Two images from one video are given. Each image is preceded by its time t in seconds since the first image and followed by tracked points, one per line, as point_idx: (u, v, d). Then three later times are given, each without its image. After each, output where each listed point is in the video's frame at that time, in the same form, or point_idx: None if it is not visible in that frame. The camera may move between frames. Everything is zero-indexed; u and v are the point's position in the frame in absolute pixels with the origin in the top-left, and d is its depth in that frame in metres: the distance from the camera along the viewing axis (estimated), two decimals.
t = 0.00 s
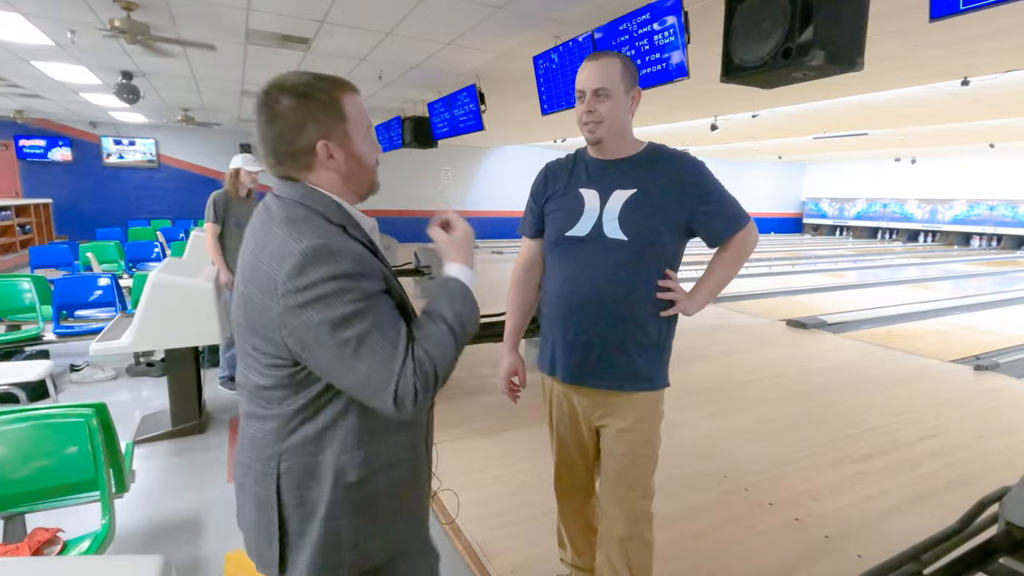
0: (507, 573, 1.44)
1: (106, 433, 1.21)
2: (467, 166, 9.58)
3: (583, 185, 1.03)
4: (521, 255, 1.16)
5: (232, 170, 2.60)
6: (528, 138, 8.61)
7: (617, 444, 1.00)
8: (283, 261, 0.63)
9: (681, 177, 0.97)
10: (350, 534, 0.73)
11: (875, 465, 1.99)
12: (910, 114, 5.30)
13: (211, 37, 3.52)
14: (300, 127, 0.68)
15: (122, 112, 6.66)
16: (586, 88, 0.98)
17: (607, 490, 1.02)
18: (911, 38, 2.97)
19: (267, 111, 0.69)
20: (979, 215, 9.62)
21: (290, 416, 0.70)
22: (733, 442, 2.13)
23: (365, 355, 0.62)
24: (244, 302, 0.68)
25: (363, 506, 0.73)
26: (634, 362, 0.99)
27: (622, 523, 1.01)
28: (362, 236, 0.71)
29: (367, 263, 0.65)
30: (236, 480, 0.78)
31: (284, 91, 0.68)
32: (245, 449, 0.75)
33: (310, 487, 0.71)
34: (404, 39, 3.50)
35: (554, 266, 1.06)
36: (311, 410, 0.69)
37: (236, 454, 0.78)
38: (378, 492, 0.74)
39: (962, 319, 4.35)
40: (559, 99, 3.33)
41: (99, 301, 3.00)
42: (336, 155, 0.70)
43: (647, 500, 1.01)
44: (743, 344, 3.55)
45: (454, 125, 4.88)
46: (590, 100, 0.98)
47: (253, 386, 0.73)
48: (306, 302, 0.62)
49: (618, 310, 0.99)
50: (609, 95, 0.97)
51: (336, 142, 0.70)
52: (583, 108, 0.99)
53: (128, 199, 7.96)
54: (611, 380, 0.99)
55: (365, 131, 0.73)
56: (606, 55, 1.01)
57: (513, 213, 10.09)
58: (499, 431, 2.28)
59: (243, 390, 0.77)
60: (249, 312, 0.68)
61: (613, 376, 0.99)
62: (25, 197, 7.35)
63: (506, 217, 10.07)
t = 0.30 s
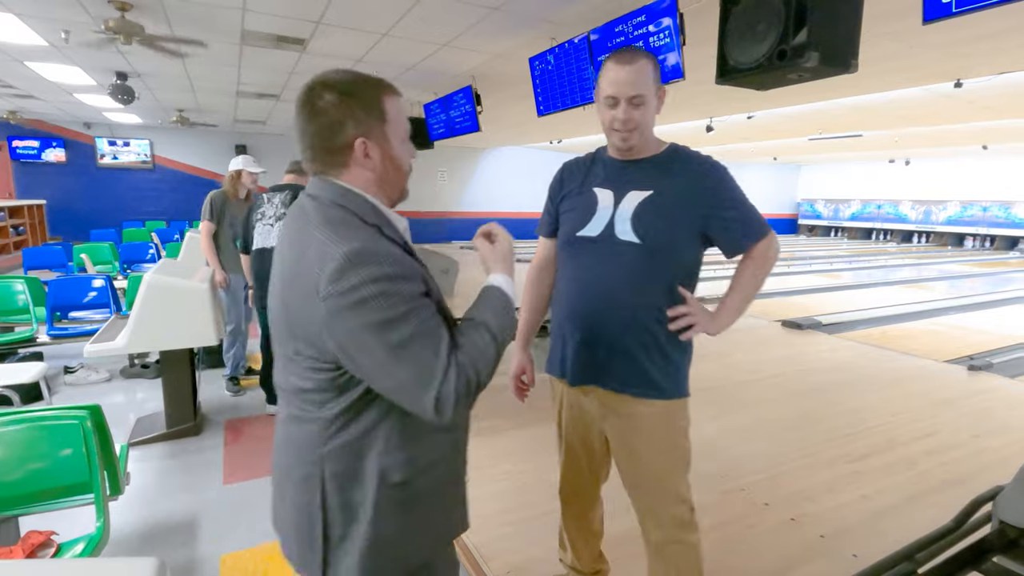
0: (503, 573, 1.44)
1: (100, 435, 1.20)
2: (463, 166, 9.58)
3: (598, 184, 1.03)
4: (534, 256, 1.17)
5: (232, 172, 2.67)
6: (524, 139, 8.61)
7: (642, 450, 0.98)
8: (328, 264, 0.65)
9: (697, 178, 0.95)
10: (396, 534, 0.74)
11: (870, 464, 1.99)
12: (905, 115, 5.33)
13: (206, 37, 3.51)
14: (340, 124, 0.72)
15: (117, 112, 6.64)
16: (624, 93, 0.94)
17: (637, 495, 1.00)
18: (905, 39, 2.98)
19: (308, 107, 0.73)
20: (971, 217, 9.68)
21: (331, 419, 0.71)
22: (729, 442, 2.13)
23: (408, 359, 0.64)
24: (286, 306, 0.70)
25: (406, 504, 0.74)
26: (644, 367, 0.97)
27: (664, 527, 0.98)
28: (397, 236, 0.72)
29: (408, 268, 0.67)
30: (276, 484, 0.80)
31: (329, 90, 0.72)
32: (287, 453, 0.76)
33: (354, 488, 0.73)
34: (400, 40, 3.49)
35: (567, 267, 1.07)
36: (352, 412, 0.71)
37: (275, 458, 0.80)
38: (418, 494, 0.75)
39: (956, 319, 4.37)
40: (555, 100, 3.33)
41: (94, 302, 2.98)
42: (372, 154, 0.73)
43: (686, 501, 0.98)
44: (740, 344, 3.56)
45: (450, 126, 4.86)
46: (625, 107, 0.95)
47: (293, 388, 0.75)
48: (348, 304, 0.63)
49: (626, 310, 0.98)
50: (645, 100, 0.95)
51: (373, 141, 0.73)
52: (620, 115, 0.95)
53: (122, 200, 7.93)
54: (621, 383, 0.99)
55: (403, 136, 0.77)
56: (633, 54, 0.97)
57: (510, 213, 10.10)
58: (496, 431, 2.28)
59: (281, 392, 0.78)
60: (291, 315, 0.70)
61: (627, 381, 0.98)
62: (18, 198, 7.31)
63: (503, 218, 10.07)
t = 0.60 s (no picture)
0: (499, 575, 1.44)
1: (93, 437, 1.20)
2: (458, 168, 9.57)
3: (640, 191, 0.94)
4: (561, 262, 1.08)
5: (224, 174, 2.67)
6: (519, 141, 8.62)
7: (682, 468, 0.92)
8: (344, 265, 0.65)
9: (754, 194, 0.86)
10: (425, 539, 0.76)
11: (864, 465, 2.00)
12: (898, 118, 5.37)
13: (200, 38, 3.49)
14: (359, 116, 0.73)
15: (109, 113, 6.60)
16: (686, 97, 0.83)
17: (672, 514, 0.94)
18: (898, 43, 3.00)
19: (331, 97, 0.74)
20: (963, 219, 9.83)
21: (351, 422, 0.73)
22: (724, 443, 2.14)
23: (422, 366, 0.64)
24: (305, 308, 0.72)
25: (431, 508, 0.76)
26: (688, 390, 0.91)
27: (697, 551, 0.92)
28: (414, 236, 0.74)
29: (426, 274, 0.68)
30: (301, 485, 0.82)
31: (352, 84, 0.73)
32: (310, 456, 0.78)
33: (377, 494, 0.74)
34: (395, 41, 3.49)
35: (604, 279, 0.99)
36: (372, 415, 0.72)
37: (299, 460, 0.81)
38: (441, 498, 0.77)
39: (948, 320, 4.41)
40: (550, 103, 3.34)
41: (86, 304, 2.96)
42: (387, 150, 0.74)
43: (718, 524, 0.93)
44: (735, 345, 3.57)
45: (446, 128, 4.86)
46: (682, 115, 0.83)
47: (314, 388, 0.77)
48: (365, 306, 0.64)
49: (668, 330, 0.91)
50: (704, 104, 0.84)
51: (389, 137, 0.74)
52: (680, 122, 0.84)
53: (114, 202, 7.87)
54: (657, 405, 0.92)
55: (422, 135, 0.78)
56: (695, 48, 0.85)
57: (505, 215, 10.12)
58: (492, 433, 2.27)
59: (304, 392, 0.80)
60: (310, 318, 0.71)
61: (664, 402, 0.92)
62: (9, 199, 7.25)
63: (498, 220, 10.09)
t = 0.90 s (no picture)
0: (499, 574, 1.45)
1: (92, 437, 1.19)
2: (457, 168, 9.58)
3: (673, 195, 0.89)
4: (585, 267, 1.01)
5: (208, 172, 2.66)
6: (518, 141, 8.63)
7: (701, 477, 0.91)
8: (341, 263, 0.66)
9: (797, 206, 0.80)
10: (426, 535, 0.76)
11: (863, 465, 2.01)
12: (897, 118, 5.38)
13: (199, 38, 3.49)
14: (354, 118, 0.73)
15: (108, 113, 6.59)
16: (735, 104, 0.76)
17: (689, 522, 0.93)
18: (897, 43, 3.00)
19: (331, 97, 0.74)
20: (961, 219, 9.89)
21: (351, 418, 0.73)
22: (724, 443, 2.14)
23: (414, 366, 0.64)
24: (305, 304, 0.72)
25: (434, 504, 0.76)
26: (717, 401, 0.88)
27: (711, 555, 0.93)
28: (417, 233, 0.74)
29: (424, 272, 0.67)
30: (307, 479, 0.82)
31: (350, 85, 0.73)
32: (316, 452, 0.78)
33: (380, 490, 0.74)
34: (394, 41, 3.49)
35: (631, 288, 0.95)
36: (373, 411, 0.72)
37: (305, 454, 0.82)
38: (443, 492, 0.77)
39: (946, 320, 4.42)
40: (549, 103, 3.35)
41: (85, 305, 2.96)
42: (383, 150, 0.75)
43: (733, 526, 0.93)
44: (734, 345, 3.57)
45: (445, 128, 4.85)
46: (730, 121, 0.77)
47: (318, 384, 0.77)
48: (361, 303, 0.64)
49: (695, 344, 0.88)
50: (755, 109, 0.77)
51: (385, 137, 0.74)
52: (725, 129, 0.77)
53: (113, 202, 7.87)
54: (683, 414, 0.90)
55: (421, 134, 0.77)
56: (752, 43, 0.76)
57: (504, 215, 10.13)
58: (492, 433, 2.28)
59: (310, 387, 0.81)
60: (311, 314, 0.72)
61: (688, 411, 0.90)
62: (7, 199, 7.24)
63: (497, 220, 10.10)
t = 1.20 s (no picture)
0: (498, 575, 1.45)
1: (92, 437, 1.20)
2: (457, 168, 9.58)
3: (683, 219, 0.86)
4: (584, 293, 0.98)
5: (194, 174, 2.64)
6: (517, 141, 8.63)
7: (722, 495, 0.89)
8: (326, 258, 0.67)
9: (810, 229, 0.79)
10: (410, 534, 0.76)
11: (861, 465, 2.01)
12: (896, 119, 5.39)
13: (197, 38, 3.49)
14: (350, 119, 0.74)
15: (107, 113, 6.57)
16: (751, 127, 0.72)
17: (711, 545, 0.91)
18: (895, 43, 3.01)
19: (333, 101, 0.75)
20: (960, 219, 9.92)
21: (339, 412, 0.74)
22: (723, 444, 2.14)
23: (392, 363, 0.65)
24: (297, 298, 0.74)
25: (420, 503, 0.76)
26: (731, 417, 0.87)
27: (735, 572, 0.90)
28: (412, 232, 0.75)
29: (407, 269, 0.67)
30: (302, 473, 0.83)
31: (349, 87, 0.74)
32: (309, 444, 0.80)
33: (366, 485, 0.74)
34: (393, 41, 3.49)
35: (641, 315, 0.93)
36: (360, 406, 0.73)
37: (301, 447, 0.83)
38: (432, 490, 0.77)
39: (945, 320, 4.43)
40: (548, 103, 3.35)
41: (83, 305, 2.95)
42: (379, 151, 0.75)
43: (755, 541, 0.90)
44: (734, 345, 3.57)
45: (444, 128, 4.85)
46: (746, 144, 0.73)
47: (310, 377, 0.79)
48: (344, 299, 0.65)
49: (706, 364, 0.87)
50: (772, 131, 0.74)
51: (381, 138, 0.74)
52: (740, 152, 0.74)
53: (111, 202, 7.86)
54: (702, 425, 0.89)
55: (419, 134, 0.77)
56: (770, 58, 0.71)
57: (504, 215, 10.14)
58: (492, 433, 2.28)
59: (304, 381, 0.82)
60: (301, 307, 0.73)
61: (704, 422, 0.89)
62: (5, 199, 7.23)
63: (497, 220, 10.10)
